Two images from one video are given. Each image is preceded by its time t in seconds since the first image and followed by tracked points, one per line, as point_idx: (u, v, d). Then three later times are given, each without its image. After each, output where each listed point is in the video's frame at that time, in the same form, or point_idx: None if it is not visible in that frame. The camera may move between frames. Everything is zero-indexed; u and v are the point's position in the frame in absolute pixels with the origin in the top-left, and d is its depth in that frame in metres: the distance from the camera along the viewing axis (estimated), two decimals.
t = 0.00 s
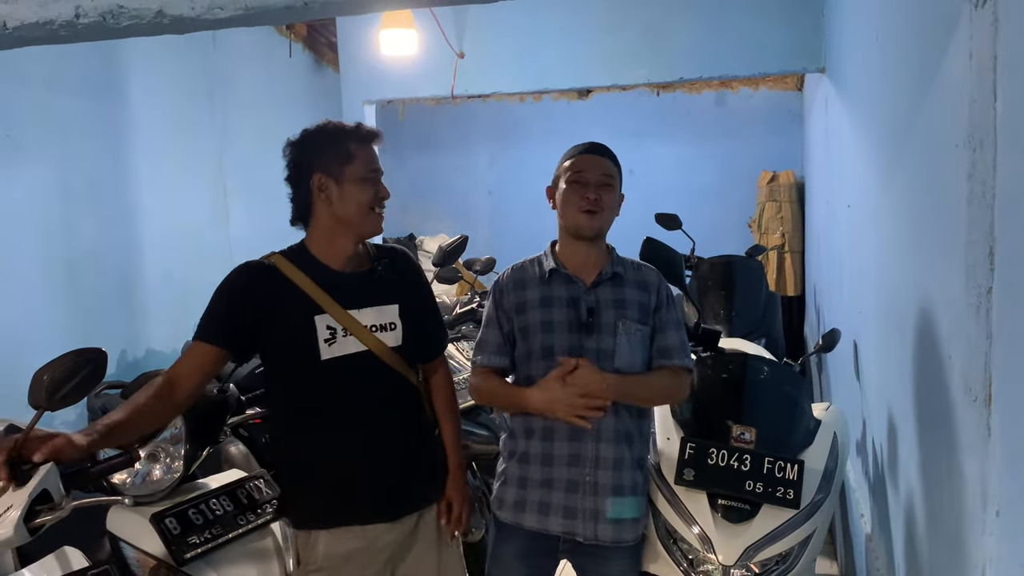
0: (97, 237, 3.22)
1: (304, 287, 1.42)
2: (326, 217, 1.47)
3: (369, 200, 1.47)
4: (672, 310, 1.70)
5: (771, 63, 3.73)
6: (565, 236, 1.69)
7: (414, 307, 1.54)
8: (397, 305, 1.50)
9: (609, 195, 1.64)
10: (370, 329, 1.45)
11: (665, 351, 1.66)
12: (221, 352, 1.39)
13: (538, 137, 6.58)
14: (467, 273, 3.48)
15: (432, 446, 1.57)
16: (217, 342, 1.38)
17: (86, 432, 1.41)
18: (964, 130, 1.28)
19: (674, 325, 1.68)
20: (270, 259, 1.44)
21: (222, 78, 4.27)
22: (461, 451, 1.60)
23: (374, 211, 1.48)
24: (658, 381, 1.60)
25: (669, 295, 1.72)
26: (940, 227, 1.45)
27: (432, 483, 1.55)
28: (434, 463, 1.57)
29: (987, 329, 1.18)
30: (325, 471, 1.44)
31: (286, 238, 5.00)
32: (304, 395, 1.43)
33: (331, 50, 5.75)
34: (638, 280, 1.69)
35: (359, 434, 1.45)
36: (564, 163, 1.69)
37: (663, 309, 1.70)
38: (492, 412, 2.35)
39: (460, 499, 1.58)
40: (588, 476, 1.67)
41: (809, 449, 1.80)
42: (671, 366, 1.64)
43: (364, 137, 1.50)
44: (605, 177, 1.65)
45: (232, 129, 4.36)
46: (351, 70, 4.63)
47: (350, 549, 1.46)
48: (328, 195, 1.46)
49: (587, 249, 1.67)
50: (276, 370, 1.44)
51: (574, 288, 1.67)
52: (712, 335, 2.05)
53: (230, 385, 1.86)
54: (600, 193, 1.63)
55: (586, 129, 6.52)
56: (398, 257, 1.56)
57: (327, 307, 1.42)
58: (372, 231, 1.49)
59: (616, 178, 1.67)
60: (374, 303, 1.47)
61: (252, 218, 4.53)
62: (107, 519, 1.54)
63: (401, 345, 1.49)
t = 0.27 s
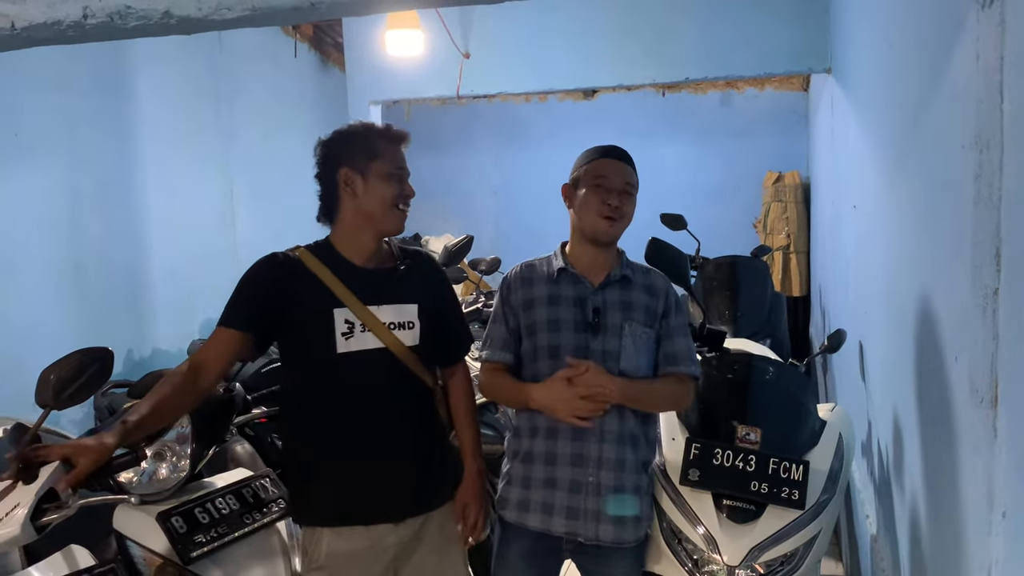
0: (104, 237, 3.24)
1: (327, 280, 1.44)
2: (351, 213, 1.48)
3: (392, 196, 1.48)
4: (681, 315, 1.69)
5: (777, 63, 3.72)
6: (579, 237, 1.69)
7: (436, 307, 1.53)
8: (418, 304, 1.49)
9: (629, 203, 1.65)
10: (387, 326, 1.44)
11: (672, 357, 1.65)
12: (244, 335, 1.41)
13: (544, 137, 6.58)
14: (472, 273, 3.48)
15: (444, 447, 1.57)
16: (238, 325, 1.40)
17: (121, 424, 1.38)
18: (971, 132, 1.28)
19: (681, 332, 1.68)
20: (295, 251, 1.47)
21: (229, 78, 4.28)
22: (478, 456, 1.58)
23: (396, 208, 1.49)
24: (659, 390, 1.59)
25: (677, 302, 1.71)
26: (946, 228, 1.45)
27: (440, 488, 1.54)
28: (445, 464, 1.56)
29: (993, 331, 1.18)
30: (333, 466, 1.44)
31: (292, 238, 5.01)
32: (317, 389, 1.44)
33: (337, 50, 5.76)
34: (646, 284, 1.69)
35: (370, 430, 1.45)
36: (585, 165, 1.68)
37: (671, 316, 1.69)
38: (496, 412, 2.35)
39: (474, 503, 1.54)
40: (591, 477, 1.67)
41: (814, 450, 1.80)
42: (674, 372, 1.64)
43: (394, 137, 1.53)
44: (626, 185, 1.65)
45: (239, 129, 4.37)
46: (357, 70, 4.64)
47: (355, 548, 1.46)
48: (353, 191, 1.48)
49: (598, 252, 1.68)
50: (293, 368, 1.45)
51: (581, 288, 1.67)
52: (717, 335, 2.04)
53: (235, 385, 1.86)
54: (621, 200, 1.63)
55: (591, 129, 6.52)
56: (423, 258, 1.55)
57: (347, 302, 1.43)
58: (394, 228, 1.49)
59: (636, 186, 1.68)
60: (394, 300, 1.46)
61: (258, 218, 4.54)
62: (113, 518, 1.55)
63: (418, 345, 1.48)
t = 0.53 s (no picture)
0: (111, 238, 3.25)
1: (342, 286, 1.44)
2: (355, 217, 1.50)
3: (384, 192, 1.47)
4: (691, 320, 1.69)
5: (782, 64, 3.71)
6: (591, 240, 1.69)
7: (449, 312, 1.52)
8: (429, 311, 1.48)
9: (643, 211, 1.63)
10: (398, 332, 1.44)
11: (680, 362, 1.65)
12: (257, 327, 1.41)
13: (549, 138, 6.58)
14: (478, 274, 3.49)
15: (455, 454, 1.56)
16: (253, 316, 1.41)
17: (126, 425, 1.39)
18: (978, 132, 1.28)
19: (691, 335, 1.67)
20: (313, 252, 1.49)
21: (236, 79, 4.29)
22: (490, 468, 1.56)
23: (392, 204, 1.47)
24: (667, 394, 1.60)
25: (688, 306, 1.71)
26: (953, 229, 1.45)
27: (449, 496, 1.53)
28: (456, 470, 1.55)
29: (1001, 332, 1.18)
30: (338, 470, 1.45)
31: (298, 238, 5.02)
32: (328, 391, 1.45)
33: (343, 51, 5.77)
34: (658, 287, 1.68)
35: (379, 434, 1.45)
36: (601, 169, 1.66)
37: (682, 319, 1.68)
38: (502, 412, 2.36)
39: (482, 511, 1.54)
40: (596, 477, 1.67)
41: (820, 452, 1.79)
42: (682, 376, 1.64)
43: (399, 138, 1.52)
44: (642, 192, 1.63)
45: (245, 130, 4.39)
46: (362, 71, 4.64)
47: (362, 553, 1.47)
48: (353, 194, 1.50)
49: (609, 255, 1.68)
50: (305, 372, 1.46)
51: (593, 290, 1.68)
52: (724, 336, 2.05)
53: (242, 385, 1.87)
54: (635, 208, 1.62)
55: (596, 130, 6.51)
56: (441, 268, 1.53)
57: (358, 305, 1.43)
58: (393, 225, 1.47)
59: (653, 192, 1.66)
60: (405, 306, 1.46)
61: (263, 218, 4.55)
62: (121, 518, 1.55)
63: (429, 351, 1.47)
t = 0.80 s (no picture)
0: (119, 238, 3.26)
1: (347, 291, 1.45)
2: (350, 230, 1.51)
3: (360, 200, 1.46)
4: (703, 325, 1.68)
5: (789, 65, 3.70)
6: (608, 244, 1.69)
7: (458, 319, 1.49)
8: (436, 312, 1.46)
9: (663, 225, 1.62)
10: (403, 335, 1.43)
11: (689, 367, 1.65)
12: (267, 326, 1.41)
13: (555, 138, 6.59)
14: (484, 274, 3.50)
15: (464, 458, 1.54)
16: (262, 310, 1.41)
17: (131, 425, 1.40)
18: (987, 133, 1.28)
19: (701, 341, 1.67)
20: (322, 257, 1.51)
21: (244, 80, 4.31)
22: (508, 473, 1.53)
23: (370, 209, 1.45)
24: (676, 397, 1.60)
25: (701, 312, 1.70)
26: (962, 229, 1.44)
27: (457, 501, 1.52)
28: (465, 475, 1.54)
29: (1009, 333, 1.18)
30: (344, 472, 1.47)
31: (305, 239, 5.04)
32: (334, 393, 1.46)
33: (351, 52, 5.78)
34: (672, 293, 1.68)
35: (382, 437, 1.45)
36: (622, 178, 1.64)
37: (694, 324, 1.68)
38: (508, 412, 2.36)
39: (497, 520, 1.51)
40: (597, 479, 1.67)
41: (827, 453, 1.79)
42: (690, 381, 1.64)
43: (372, 139, 1.49)
44: (662, 206, 1.62)
45: (253, 131, 4.40)
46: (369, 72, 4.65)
47: (363, 556, 1.47)
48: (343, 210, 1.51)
49: (625, 261, 1.68)
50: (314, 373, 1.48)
51: (606, 293, 1.69)
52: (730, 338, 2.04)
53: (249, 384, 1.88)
54: (654, 221, 1.61)
55: (603, 130, 6.51)
56: (452, 270, 1.52)
57: (364, 308, 1.43)
58: (377, 229, 1.45)
59: (673, 204, 1.65)
60: (411, 308, 1.45)
61: (270, 218, 4.56)
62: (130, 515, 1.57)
63: (435, 354, 1.46)
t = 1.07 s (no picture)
0: (127, 237, 3.27)
1: (354, 291, 1.45)
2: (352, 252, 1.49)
3: (343, 234, 1.42)
4: (712, 324, 1.67)
5: (797, 65, 3.69)
6: (617, 236, 1.70)
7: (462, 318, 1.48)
8: (442, 313, 1.46)
9: (672, 211, 1.65)
10: (409, 335, 1.43)
11: (699, 365, 1.64)
12: (276, 328, 1.42)
13: (561, 139, 6.59)
14: (490, 273, 3.50)
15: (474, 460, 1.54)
16: (270, 310, 1.41)
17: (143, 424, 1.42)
18: (997, 132, 1.27)
19: (711, 340, 1.66)
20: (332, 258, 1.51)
21: (251, 79, 4.32)
22: (518, 474, 1.50)
23: (358, 244, 1.42)
24: (686, 394, 1.60)
25: (711, 311, 1.70)
26: (971, 229, 1.44)
27: (465, 501, 1.51)
28: (473, 474, 1.53)
29: (1020, 333, 1.17)
30: (352, 472, 1.47)
31: (312, 238, 5.05)
32: (342, 393, 1.47)
33: (358, 51, 5.79)
34: (681, 291, 1.68)
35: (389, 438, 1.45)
36: (633, 167, 1.68)
37: (704, 323, 1.67)
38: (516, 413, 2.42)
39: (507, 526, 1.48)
40: (602, 475, 1.67)
41: (834, 455, 1.79)
42: (701, 379, 1.63)
43: (341, 165, 1.40)
44: (671, 191, 1.65)
45: (261, 130, 4.41)
46: (378, 72, 4.68)
47: (372, 555, 1.48)
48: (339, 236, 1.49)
49: (634, 253, 1.69)
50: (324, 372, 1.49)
51: (615, 289, 1.69)
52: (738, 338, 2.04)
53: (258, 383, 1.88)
54: (664, 206, 1.63)
55: (609, 131, 6.51)
56: (459, 268, 1.50)
57: (369, 308, 1.43)
58: (376, 257, 1.43)
59: (681, 192, 1.67)
60: (416, 309, 1.45)
61: (278, 217, 4.57)
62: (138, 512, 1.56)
63: (442, 354, 1.46)
